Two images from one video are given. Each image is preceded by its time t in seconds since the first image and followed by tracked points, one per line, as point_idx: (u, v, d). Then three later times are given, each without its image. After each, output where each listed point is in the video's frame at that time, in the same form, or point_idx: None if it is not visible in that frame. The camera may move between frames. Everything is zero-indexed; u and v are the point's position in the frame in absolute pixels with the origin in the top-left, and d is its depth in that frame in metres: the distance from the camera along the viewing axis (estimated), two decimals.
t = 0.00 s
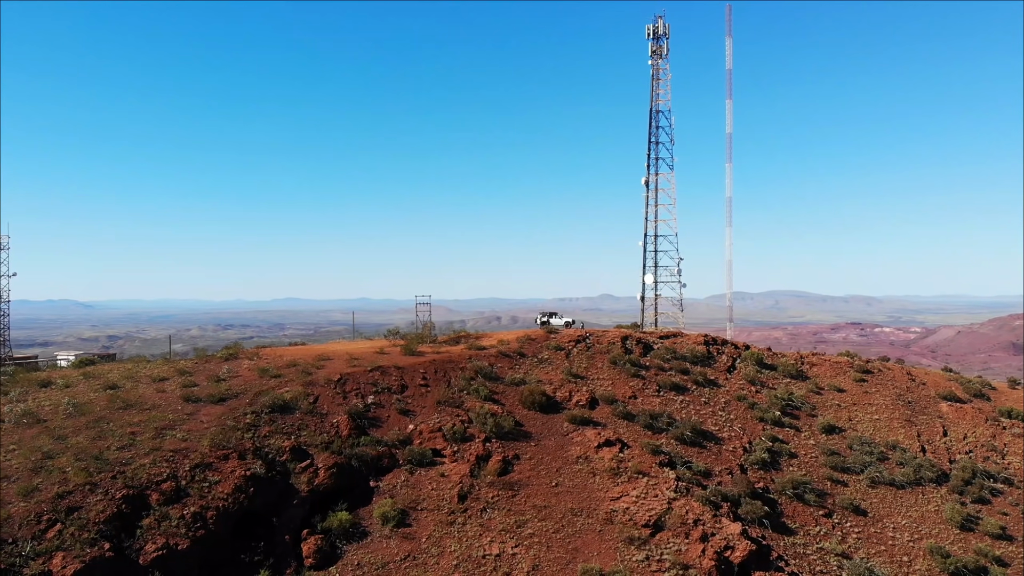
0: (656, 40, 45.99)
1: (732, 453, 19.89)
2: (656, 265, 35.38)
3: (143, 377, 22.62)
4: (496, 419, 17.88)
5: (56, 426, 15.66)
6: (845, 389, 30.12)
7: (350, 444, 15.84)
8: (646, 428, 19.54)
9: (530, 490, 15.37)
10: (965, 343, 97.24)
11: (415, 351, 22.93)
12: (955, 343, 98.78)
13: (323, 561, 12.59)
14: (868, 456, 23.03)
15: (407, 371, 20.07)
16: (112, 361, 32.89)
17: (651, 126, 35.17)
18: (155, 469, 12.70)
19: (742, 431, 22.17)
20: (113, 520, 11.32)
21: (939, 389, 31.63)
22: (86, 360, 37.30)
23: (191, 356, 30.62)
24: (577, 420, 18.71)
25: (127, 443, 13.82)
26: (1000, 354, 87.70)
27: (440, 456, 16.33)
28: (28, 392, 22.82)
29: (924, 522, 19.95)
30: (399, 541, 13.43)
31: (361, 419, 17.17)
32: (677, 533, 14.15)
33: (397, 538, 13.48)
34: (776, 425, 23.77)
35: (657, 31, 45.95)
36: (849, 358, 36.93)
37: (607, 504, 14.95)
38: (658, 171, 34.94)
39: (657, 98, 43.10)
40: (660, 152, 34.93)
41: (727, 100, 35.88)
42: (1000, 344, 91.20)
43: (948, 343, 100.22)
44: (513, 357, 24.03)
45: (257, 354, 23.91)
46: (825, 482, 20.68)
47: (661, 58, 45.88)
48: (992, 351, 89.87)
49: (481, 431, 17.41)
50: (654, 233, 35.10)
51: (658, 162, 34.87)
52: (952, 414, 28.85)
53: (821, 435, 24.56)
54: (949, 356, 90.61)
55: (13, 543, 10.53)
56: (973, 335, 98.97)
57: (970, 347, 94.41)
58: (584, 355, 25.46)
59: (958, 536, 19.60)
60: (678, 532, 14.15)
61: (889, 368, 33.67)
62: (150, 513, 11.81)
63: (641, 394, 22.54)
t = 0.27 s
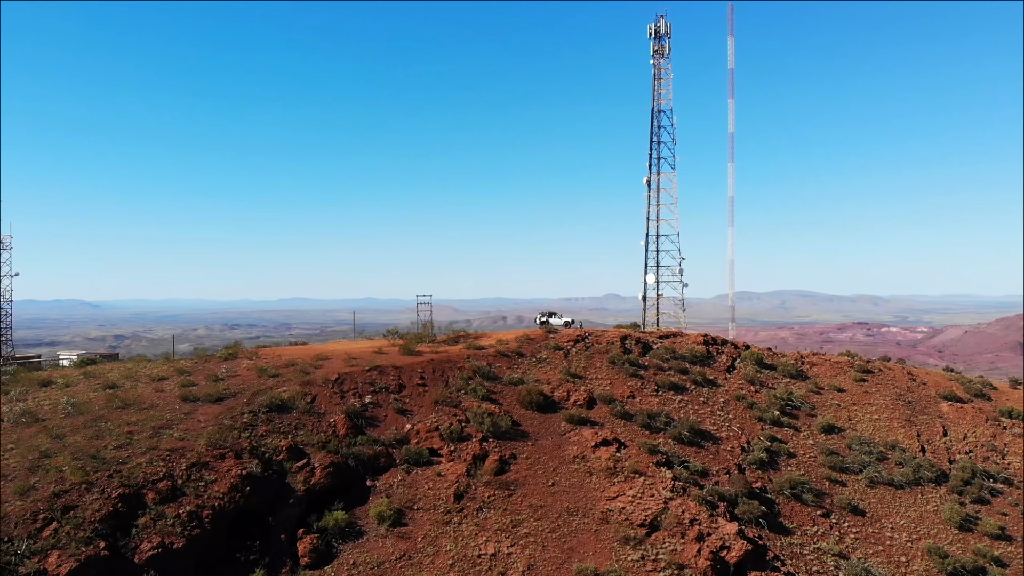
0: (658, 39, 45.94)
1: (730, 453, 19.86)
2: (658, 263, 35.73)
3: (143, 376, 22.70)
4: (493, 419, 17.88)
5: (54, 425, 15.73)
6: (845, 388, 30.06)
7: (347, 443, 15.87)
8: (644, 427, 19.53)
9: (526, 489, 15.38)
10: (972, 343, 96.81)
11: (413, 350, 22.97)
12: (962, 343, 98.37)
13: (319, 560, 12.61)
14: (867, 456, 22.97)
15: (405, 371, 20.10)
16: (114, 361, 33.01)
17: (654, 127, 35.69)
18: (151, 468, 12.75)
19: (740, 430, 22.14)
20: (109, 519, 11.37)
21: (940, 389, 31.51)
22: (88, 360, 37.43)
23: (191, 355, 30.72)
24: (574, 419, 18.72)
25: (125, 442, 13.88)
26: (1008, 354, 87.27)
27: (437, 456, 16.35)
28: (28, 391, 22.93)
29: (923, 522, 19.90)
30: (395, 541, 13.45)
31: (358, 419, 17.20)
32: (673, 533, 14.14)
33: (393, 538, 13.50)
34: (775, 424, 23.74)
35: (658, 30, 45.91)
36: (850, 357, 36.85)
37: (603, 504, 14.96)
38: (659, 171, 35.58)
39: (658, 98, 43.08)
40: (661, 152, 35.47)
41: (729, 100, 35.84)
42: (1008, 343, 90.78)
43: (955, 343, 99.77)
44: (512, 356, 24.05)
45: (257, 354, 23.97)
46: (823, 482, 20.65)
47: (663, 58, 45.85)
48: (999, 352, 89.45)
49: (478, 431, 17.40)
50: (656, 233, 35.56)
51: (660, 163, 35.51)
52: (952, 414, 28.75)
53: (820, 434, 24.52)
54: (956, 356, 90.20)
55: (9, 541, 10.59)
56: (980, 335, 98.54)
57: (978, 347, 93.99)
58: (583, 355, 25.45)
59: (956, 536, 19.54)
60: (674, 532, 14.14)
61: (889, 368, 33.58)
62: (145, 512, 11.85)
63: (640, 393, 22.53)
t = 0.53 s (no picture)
0: (660, 39, 45.86)
1: (728, 453, 19.85)
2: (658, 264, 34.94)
3: (142, 376, 22.78)
4: (490, 418, 17.89)
5: (52, 424, 15.80)
6: (845, 388, 30.00)
7: (344, 443, 15.89)
8: (642, 427, 19.52)
9: (523, 489, 15.39)
10: (980, 343, 96.38)
11: (412, 350, 23.00)
12: (970, 343, 97.96)
13: (314, 559, 12.65)
14: (866, 456, 22.92)
15: (403, 371, 20.12)
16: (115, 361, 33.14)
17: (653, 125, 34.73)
18: (147, 467, 12.79)
19: (739, 430, 22.12)
20: (105, 518, 11.43)
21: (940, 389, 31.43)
22: (90, 360, 37.57)
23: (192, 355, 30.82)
24: (572, 419, 18.72)
25: (122, 441, 13.94)
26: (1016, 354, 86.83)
27: (434, 455, 16.37)
28: (29, 391, 23.03)
29: (922, 523, 19.85)
30: (391, 540, 13.47)
31: (355, 418, 17.23)
32: (669, 532, 14.14)
33: (389, 537, 13.53)
34: (773, 424, 23.71)
35: (660, 29, 45.85)
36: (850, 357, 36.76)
37: (599, 503, 14.96)
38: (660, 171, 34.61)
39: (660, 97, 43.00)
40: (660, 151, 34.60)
41: (732, 99, 35.66)
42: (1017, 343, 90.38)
43: (963, 343, 99.34)
44: (510, 356, 24.06)
45: (256, 354, 24.03)
46: (821, 482, 20.62)
47: (665, 57, 45.77)
48: (1007, 352, 89.05)
49: (475, 431, 17.41)
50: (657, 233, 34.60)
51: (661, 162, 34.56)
52: (952, 415, 28.66)
53: (820, 434, 24.47)
54: (963, 356, 89.84)
55: (5, 540, 10.65)
56: (988, 335, 98.12)
57: (985, 347, 93.58)
58: (582, 355, 25.44)
59: (955, 536, 19.49)
60: (670, 532, 14.14)
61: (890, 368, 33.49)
62: (141, 511, 11.90)
63: (638, 393, 22.52)
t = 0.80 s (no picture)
0: (661, 38, 45.81)
1: (725, 452, 19.84)
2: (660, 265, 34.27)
3: (142, 375, 22.86)
4: (487, 418, 17.90)
5: (51, 424, 15.87)
6: (845, 388, 29.94)
7: (341, 442, 15.93)
8: (639, 427, 19.52)
9: (519, 488, 15.40)
10: (987, 343, 96.00)
11: (410, 349, 23.03)
12: (977, 343, 97.58)
13: (310, 558, 12.69)
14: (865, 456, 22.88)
15: (400, 370, 20.15)
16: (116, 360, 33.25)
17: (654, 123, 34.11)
18: (144, 466, 12.85)
19: (737, 430, 22.11)
20: (101, 517, 11.49)
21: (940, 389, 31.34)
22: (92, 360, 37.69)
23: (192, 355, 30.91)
24: (569, 418, 18.73)
25: (119, 441, 14.00)
26: None
27: (430, 454, 16.40)
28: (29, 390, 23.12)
29: (920, 523, 19.81)
30: (386, 539, 13.50)
31: (352, 418, 17.27)
32: (664, 532, 14.14)
33: (384, 536, 13.56)
34: (772, 424, 23.68)
35: (661, 29, 45.82)
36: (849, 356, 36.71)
37: (595, 503, 14.98)
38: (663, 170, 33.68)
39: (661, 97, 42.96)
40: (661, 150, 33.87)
41: (734, 99, 35.69)
42: None
43: (971, 343, 98.95)
44: (508, 356, 24.08)
45: (255, 353, 24.08)
46: (819, 482, 20.59)
47: (666, 57, 45.73)
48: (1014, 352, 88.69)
49: (472, 430, 17.43)
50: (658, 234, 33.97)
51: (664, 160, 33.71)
52: (952, 414, 28.59)
53: (818, 434, 24.43)
54: (970, 356, 89.52)
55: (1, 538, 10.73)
56: (994, 335, 97.73)
57: (992, 347, 93.19)
58: (580, 354, 25.44)
59: (953, 536, 19.45)
60: (665, 531, 14.14)
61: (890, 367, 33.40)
62: (137, 509, 11.95)
63: (636, 393, 22.52)
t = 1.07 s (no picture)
0: (662, 38, 45.80)
1: (723, 452, 19.83)
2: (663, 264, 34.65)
3: (141, 375, 22.91)
4: (484, 417, 17.91)
5: (49, 423, 15.93)
6: (845, 388, 29.87)
7: (338, 442, 15.95)
8: (637, 426, 19.52)
9: (515, 488, 15.42)
10: (993, 343, 95.66)
11: (408, 349, 23.05)
12: (983, 343, 97.28)
13: (305, 557, 12.72)
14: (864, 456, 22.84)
15: (398, 370, 20.17)
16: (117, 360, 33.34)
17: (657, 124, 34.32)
18: (140, 465, 12.90)
19: (735, 430, 22.09)
20: (96, 515, 11.54)
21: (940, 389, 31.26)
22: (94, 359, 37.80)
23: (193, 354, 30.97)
24: (567, 418, 18.74)
25: (116, 440, 14.05)
26: None
27: (427, 454, 16.42)
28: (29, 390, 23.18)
29: (918, 523, 19.77)
30: (382, 538, 13.53)
31: (350, 417, 17.30)
32: (660, 532, 14.14)
33: (380, 535, 13.59)
34: (771, 424, 23.65)
35: (662, 28, 45.84)
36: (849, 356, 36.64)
37: (591, 502, 14.99)
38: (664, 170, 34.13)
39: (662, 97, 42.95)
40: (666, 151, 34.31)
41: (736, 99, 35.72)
42: None
43: (977, 343, 98.64)
44: (506, 355, 24.08)
45: (254, 353, 24.12)
46: (817, 481, 20.57)
47: (667, 56, 45.72)
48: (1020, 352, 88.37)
49: (469, 430, 17.44)
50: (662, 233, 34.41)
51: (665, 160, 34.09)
52: (952, 414, 28.51)
53: (817, 434, 24.39)
54: (976, 356, 89.21)
55: None
56: (1000, 335, 97.37)
57: (998, 347, 92.85)
58: (579, 354, 25.43)
59: (952, 537, 19.40)
60: (661, 531, 14.14)
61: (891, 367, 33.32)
62: (133, 508, 12.00)
63: (634, 392, 22.51)
